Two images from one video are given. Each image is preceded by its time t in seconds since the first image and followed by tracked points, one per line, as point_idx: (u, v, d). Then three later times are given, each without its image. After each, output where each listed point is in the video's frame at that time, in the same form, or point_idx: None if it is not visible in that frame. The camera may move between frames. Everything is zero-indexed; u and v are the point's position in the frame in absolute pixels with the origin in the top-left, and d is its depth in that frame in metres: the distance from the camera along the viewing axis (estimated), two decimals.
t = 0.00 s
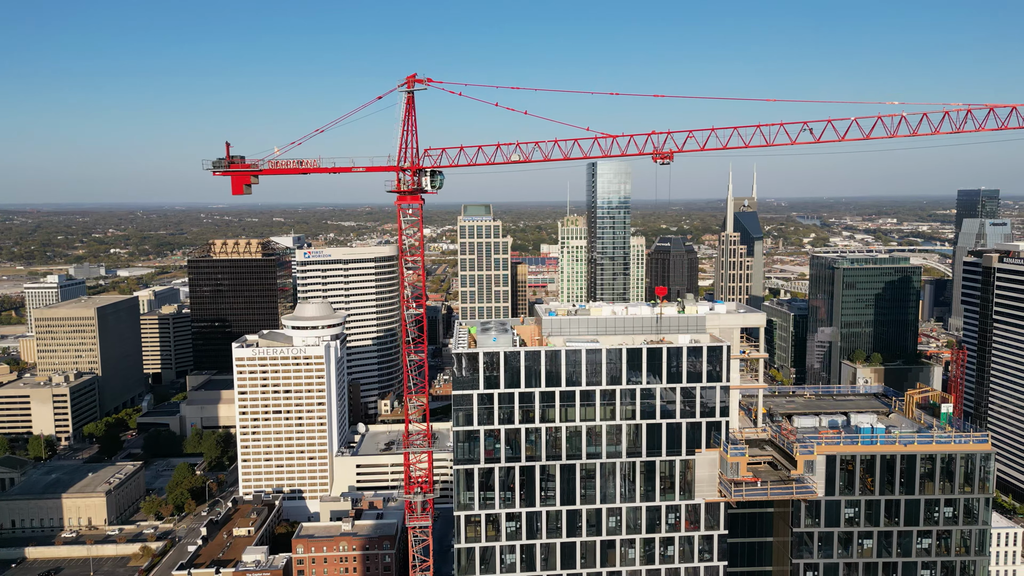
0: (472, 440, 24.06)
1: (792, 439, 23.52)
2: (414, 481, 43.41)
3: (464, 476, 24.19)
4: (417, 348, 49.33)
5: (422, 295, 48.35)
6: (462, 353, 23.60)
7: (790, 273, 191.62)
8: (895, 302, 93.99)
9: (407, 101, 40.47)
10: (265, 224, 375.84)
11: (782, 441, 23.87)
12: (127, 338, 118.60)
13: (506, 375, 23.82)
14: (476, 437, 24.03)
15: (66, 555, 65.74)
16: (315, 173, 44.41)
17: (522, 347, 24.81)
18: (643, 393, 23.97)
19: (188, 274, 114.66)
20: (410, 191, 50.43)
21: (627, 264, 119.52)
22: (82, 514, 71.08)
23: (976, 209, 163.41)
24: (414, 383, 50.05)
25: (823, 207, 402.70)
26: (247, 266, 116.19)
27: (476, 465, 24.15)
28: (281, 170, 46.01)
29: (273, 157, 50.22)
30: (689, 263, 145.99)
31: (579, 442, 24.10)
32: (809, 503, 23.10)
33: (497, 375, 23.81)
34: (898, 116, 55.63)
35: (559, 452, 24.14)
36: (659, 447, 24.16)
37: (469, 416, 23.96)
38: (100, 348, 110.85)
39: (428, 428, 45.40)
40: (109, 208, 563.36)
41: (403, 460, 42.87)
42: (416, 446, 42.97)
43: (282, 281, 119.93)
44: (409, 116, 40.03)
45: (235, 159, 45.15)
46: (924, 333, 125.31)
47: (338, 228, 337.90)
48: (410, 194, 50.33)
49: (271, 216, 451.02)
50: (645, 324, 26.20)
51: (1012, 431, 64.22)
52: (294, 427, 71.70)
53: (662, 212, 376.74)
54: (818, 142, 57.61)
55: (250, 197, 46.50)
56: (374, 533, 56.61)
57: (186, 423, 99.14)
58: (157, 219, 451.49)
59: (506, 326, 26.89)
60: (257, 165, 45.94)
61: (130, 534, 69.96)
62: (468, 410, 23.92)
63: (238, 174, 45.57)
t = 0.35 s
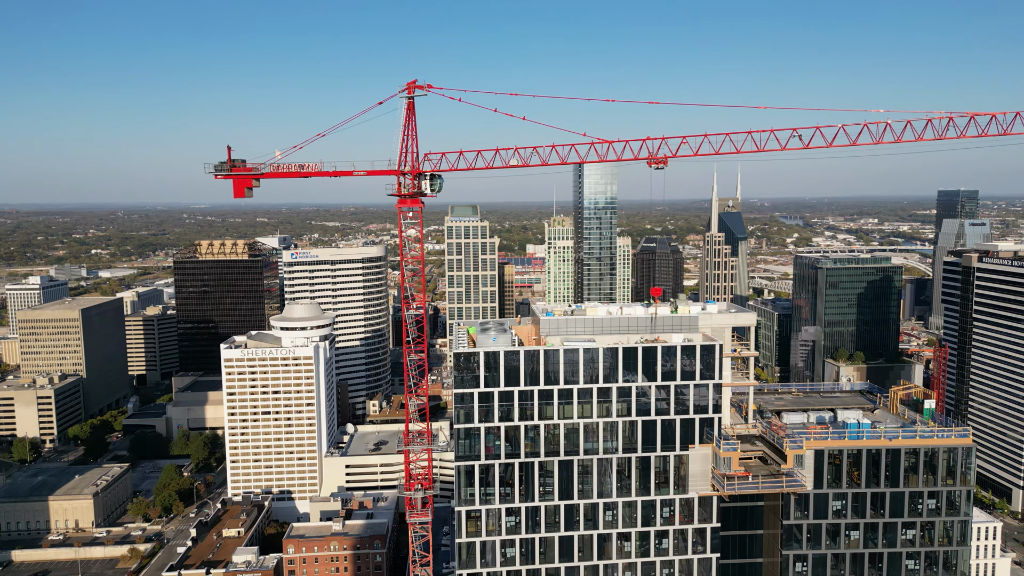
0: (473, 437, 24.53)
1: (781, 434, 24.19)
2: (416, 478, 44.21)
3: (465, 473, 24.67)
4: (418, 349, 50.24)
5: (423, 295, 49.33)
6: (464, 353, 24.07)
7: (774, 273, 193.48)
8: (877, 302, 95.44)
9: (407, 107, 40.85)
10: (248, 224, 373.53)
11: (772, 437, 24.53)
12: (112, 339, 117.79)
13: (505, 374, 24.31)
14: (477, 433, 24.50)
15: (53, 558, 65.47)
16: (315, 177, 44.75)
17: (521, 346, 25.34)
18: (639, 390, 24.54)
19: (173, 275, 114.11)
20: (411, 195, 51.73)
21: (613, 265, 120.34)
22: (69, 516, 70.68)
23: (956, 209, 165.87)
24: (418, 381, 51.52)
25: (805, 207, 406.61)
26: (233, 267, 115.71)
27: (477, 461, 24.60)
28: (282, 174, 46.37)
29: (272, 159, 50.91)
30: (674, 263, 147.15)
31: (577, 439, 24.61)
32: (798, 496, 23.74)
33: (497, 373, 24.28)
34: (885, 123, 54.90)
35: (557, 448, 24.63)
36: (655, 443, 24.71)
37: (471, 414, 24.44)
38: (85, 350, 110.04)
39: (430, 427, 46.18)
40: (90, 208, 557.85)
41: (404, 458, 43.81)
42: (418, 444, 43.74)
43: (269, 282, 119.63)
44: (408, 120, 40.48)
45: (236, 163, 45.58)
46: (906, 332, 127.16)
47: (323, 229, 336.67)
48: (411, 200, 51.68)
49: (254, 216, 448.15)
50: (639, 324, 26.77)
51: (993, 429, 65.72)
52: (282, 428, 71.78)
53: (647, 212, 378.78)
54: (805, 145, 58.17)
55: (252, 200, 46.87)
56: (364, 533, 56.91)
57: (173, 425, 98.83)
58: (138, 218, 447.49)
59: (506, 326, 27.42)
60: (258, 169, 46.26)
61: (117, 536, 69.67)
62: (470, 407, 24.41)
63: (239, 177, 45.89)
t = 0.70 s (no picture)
0: (471, 434, 24.98)
1: (769, 429, 24.84)
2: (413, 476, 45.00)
3: (463, 470, 25.12)
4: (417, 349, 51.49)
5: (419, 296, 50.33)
6: (462, 353, 24.52)
7: (755, 273, 195.38)
8: (857, 300, 96.94)
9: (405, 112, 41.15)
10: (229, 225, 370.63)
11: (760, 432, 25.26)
12: (93, 341, 116.69)
13: (503, 373, 24.81)
14: (475, 431, 24.95)
15: (37, 561, 64.95)
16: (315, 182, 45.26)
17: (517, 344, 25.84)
18: (632, 387, 25.10)
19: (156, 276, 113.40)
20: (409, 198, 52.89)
21: (598, 265, 121.14)
22: (52, 519, 70.10)
23: (933, 209, 168.54)
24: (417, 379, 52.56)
25: (785, 207, 410.86)
26: (217, 268, 115.28)
27: (475, 459, 25.04)
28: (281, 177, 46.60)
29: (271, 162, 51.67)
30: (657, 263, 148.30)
31: (572, 435, 25.13)
32: (785, 489, 24.41)
33: (494, 373, 24.78)
34: (865, 130, 58.05)
35: (553, 445, 25.12)
36: (648, 439, 25.28)
37: (469, 412, 24.90)
38: (66, 352, 108.98)
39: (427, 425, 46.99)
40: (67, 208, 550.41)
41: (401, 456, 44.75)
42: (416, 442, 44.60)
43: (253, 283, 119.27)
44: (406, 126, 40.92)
45: (235, 165, 45.88)
46: (885, 330, 129.11)
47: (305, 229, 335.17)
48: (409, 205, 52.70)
49: (235, 216, 445.04)
50: (631, 323, 27.31)
51: (970, 425, 67.19)
52: (269, 429, 71.73)
53: (629, 212, 380.76)
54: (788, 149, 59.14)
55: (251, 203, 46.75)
56: (353, 533, 57.13)
57: (156, 427, 98.28)
58: (117, 219, 442.73)
59: (502, 326, 27.88)
60: (258, 172, 46.50)
61: (102, 539, 69.25)
62: (468, 406, 24.88)
63: (238, 180, 46.08)
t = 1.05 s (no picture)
0: (467, 432, 25.42)
1: (756, 425, 25.51)
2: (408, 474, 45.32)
3: (459, 467, 25.55)
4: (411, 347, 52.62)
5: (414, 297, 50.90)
6: (458, 352, 24.96)
7: (735, 272, 197.29)
8: (836, 299, 98.46)
9: (401, 117, 41.40)
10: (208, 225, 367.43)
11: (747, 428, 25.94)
12: (73, 343, 115.52)
13: (498, 372, 25.27)
14: (470, 429, 25.40)
15: (19, 565, 64.39)
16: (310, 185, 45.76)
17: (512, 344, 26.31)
18: (623, 385, 25.65)
19: (138, 277, 112.66)
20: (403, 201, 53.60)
21: (581, 265, 121.98)
22: (34, 523, 69.48)
23: (909, 209, 171.24)
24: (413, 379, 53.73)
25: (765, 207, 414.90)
26: (199, 269, 114.68)
27: (471, 455, 25.48)
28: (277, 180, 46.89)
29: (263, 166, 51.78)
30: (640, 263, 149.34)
31: (565, 432, 25.64)
32: (771, 483, 25.12)
33: (489, 372, 25.24)
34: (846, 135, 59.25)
35: (547, 441, 25.63)
36: (639, 434, 25.86)
37: (465, 410, 25.32)
38: (46, 354, 107.82)
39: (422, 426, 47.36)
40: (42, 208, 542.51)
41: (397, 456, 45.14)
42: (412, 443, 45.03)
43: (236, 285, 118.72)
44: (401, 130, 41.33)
45: (232, 168, 46.13)
46: (862, 329, 131.28)
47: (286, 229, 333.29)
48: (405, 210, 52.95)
49: (215, 216, 441.09)
50: (622, 322, 27.86)
51: (947, 421, 68.67)
52: (254, 430, 71.60)
53: (610, 212, 382.49)
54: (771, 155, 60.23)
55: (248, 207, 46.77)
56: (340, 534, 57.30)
57: (138, 429, 97.67)
58: (94, 219, 437.52)
59: (497, 326, 28.39)
60: (254, 175, 46.83)
61: (86, 542, 68.82)
62: (464, 404, 25.30)
63: (235, 183, 46.35)
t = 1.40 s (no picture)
0: (464, 429, 25.86)
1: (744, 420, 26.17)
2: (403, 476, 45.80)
3: (456, 464, 25.95)
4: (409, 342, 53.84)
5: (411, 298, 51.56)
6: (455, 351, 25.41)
7: (717, 272, 199.03)
8: (817, 298, 99.85)
9: (397, 120, 41.59)
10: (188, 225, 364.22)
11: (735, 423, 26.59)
12: (54, 345, 114.27)
13: (495, 370, 25.74)
14: (468, 426, 25.84)
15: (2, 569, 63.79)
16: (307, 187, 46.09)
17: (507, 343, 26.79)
18: (615, 383, 26.22)
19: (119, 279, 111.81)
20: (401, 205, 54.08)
21: (566, 265, 122.68)
22: (17, 526, 68.79)
23: (888, 209, 173.63)
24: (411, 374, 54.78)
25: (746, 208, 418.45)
26: (182, 270, 114.02)
27: (468, 452, 25.91)
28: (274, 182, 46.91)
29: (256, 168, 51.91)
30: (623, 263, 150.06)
31: (559, 428, 26.15)
32: (759, 476, 25.80)
33: (486, 370, 25.71)
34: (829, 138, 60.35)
35: (542, 437, 26.13)
36: (633, 430, 26.42)
37: (462, 408, 25.76)
38: (26, 356, 106.59)
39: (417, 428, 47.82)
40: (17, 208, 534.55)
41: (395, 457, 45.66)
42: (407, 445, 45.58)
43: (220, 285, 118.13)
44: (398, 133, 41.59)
45: (230, 171, 46.15)
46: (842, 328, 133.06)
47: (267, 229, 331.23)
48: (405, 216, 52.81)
49: (195, 217, 437.25)
50: (614, 321, 28.39)
51: (925, 417, 70.02)
52: (240, 431, 71.50)
53: (593, 212, 384.14)
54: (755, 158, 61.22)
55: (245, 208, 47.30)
56: (328, 534, 57.40)
57: (121, 432, 96.91)
58: (71, 219, 432.04)
59: (491, 325, 28.83)
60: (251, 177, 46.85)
61: (70, 545, 68.34)
62: (461, 401, 25.73)
63: (232, 184, 46.40)
